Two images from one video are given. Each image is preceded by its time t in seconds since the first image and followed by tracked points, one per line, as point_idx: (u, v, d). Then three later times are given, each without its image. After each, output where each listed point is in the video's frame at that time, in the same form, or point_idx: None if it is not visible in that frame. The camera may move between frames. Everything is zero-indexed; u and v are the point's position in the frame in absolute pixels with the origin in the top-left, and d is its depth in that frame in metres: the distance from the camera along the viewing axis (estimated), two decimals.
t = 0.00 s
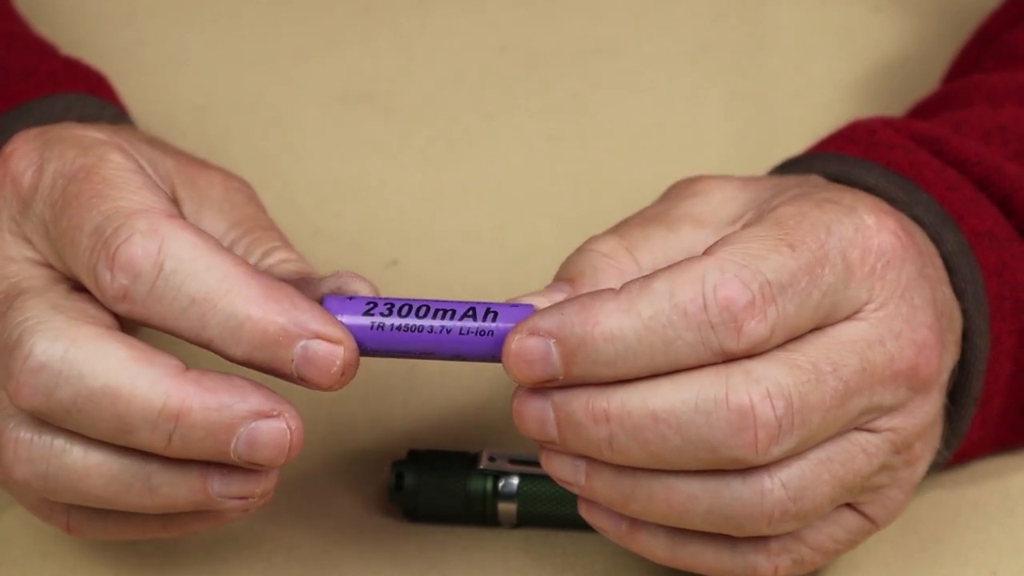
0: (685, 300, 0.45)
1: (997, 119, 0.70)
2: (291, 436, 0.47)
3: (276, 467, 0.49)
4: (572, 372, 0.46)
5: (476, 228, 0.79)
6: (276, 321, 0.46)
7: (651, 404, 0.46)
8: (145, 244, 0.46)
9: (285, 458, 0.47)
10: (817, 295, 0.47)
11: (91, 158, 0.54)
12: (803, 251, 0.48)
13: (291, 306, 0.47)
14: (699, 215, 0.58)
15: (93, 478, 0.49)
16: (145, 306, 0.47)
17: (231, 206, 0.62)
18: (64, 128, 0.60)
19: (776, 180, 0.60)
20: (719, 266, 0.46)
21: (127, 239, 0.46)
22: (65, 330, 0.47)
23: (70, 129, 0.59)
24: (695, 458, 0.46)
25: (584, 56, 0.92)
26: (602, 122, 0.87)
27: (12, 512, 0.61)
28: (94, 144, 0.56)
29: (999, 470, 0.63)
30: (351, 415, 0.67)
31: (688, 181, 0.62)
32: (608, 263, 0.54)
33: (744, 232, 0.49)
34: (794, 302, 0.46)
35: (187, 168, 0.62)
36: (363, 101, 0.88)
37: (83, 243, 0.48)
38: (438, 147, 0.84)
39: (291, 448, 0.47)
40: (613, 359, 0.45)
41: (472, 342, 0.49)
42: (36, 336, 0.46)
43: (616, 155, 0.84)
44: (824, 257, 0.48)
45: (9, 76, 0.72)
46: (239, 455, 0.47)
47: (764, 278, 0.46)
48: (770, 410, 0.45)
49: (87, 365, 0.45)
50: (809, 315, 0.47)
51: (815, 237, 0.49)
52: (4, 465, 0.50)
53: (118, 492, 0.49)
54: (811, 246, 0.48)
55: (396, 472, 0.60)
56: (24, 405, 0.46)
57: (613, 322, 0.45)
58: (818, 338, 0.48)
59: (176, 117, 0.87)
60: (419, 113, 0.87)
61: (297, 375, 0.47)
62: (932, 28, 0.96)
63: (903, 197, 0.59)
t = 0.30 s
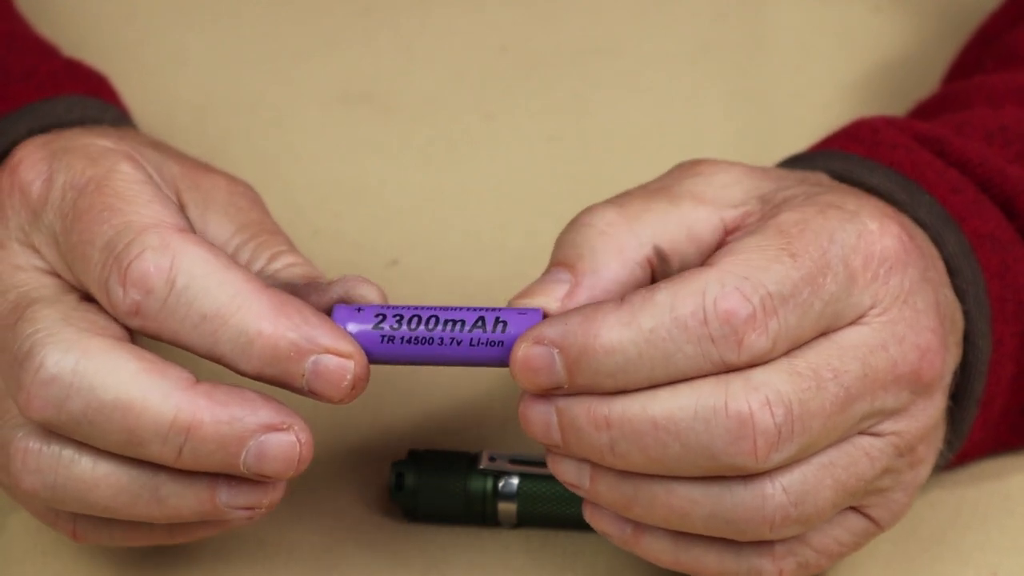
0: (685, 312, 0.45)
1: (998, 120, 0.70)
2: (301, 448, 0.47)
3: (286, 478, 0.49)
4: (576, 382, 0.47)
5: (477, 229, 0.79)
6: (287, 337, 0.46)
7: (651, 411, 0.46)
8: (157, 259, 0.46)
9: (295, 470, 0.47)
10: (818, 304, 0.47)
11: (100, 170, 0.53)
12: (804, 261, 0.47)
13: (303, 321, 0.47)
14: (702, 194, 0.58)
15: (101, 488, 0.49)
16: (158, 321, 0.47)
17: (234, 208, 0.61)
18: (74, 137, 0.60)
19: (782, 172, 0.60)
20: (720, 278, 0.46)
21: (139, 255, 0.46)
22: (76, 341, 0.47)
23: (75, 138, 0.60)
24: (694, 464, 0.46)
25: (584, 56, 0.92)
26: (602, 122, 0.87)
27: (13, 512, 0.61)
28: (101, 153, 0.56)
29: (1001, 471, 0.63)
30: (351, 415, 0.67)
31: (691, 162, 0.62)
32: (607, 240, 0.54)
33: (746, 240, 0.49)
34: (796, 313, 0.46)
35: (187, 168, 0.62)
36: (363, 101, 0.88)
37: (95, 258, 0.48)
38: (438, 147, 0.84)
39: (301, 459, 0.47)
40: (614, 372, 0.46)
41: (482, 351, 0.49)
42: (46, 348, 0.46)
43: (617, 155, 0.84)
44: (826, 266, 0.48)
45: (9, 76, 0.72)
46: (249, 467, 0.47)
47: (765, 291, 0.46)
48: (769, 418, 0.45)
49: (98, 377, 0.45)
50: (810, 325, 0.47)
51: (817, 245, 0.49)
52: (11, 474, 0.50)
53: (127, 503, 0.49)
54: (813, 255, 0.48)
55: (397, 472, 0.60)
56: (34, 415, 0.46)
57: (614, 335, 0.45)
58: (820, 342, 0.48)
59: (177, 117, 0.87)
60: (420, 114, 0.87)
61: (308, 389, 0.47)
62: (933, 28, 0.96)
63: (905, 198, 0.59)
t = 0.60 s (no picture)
0: (684, 320, 0.45)
1: (999, 120, 0.70)
2: (301, 447, 0.47)
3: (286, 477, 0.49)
4: (575, 388, 0.47)
5: (477, 229, 0.79)
6: (288, 336, 0.46)
7: (650, 416, 0.46)
8: (158, 259, 0.46)
9: (295, 469, 0.48)
10: (817, 310, 0.47)
11: (101, 170, 0.53)
12: (803, 267, 0.47)
13: (303, 321, 0.47)
14: (700, 194, 0.58)
15: (101, 487, 0.49)
16: (158, 320, 0.47)
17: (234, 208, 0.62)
18: (74, 137, 0.60)
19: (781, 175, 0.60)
20: (718, 285, 0.46)
21: (140, 254, 0.46)
22: (76, 339, 0.47)
23: (75, 138, 0.60)
24: (693, 468, 0.46)
25: (584, 56, 0.92)
26: (602, 122, 0.87)
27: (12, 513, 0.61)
28: (102, 153, 0.56)
29: (1000, 471, 0.63)
30: (351, 415, 0.67)
31: (690, 162, 0.62)
32: (606, 242, 0.54)
33: (745, 244, 0.49)
34: (794, 320, 0.46)
35: (186, 168, 0.62)
36: (363, 101, 0.88)
37: (95, 257, 0.48)
38: (438, 147, 0.85)
39: (301, 459, 0.47)
40: (612, 379, 0.46)
41: (484, 354, 0.49)
42: (46, 346, 0.46)
43: (617, 156, 0.84)
44: (824, 271, 0.48)
45: (9, 77, 0.72)
46: (248, 466, 0.47)
47: (764, 298, 0.46)
48: (767, 423, 0.45)
49: (99, 376, 0.45)
50: (809, 331, 0.47)
51: (815, 250, 0.49)
52: (11, 472, 0.50)
53: (127, 501, 0.49)
54: (811, 260, 0.48)
55: (396, 472, 0.60)
56: (34, 413, 0.46)
57: (613, 342, 0.45)
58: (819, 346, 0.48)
59: (177, 117, 0.87)
60: (420, 114, 0.87)
61: (307, 390, 0.48)
62: (932, 28, 0.96)
63: (905, 199, 0.59)
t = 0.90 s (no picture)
0: (691, 293, 0.45)
1: (998, 120, 0.70)
2: (304, 452, 0.48)
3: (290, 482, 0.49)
4: (582, 366, 0.46)
5: (477, 228, 0.79)
6: (289, 342, 0.47)
7: (633, 408, 0.46)
8: (160, 263, 0.46)
9: (299, 473, 0.48)
10: (823, 291, 0.47)
11: (107, 175, 0.53)
12: (809, 247, 0.48)
13: (304, 327, 0.47)
14: (699, 190, 0.58)
15: (107, 490, 0.49)
16: (158, 325, 0.47)
17: (239, 220, 0.62)
18: (80, 141, 0.60)
19: (780, 171, 0.60)
20: (726, 260, 0.46)
21: (141, 259, 0.46)
22: (80, 343, 0.47)
23: (82, 141, 0.60)
24: (675, 461, 0.46)
25: (584, 56, 0.92)
26: (603, 122, 0.87)
27: (13, 514, 0.61)
28: (109, 158, 0.56)
29: (998, 471, 0.63)
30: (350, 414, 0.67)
31: (690, 159, 0.62)
32: (607, 238, 0.54)
33: (750, 228, 0.50)
34: (802, 297, 0.46)
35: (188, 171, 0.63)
36: (363, 101, 0.88)
37: (97, 259, 0.49)
38: (438, 147, 0.85)
39: (304, 466, 0.48)
40: (619, 353, 0.45)
41: (481, 349, 0.49)
42: (49, 351, 0.46)
43: (616, 155, 0.84)
44: (829, 255, 0.48)
45: (9, 78, 0.73)
46: (251, 470, 0.47)
47: (772, 273, 0.46)
48: (750, 417, 0.45)
49: (103, 380, 0.46)
50: (815, 309, 0.47)
51: (820, 235, 0.49)
52: (16, 476, 0.50)
53: (132, 505, 0.49)
54: (816, 242, 0.48)
55: (396, 472, 0.60)
56: (37, 417, 0.46)
57: (621, 316, 0.45)
58: (810, 341, 0.48)
59: (177, 117, 0.87)
60: (419, 114, 0.87)
61: (308, 394, 0.48)
62: (933, 28, 0.96)
63: (903, 198, 0.59)
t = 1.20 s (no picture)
0: (701, 299, 0.45)
1: (1005, 122, 0.70)
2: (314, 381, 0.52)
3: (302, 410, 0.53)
4: (596, 358, 0.48)
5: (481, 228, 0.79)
6: (299, 297, 0.47)
7: (652, 404, 0.46)
8: (177, 206, 0.46)
9: (308, 401, 0.52)
10: (838, 300, 0.47)
11: (125, 134, 0.54)
12: (826, 255, 0.47)
13: (315, 284, 0.47)
14: (708, 202, 0.58)
15: (137, 447, 0.49)
16: (171, 271, 0.47)
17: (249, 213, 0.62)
18: (99, 111, 0.60)
19: (790, 179, 0.59)
20: (739, 267, 0.45)
21: (158, 202, 0.46)
22: (111, 305, 0.47)
23: (101, 112, 0.59)
24: (693, 458, 0.46)
25: (590, 55, 0.92)
26: (608, 122, 0.87)
27: (17, 507, 0.61)
28: (129, 125, 0.56)
29: (1000, 473, 0.63)
30: (353, 414, 0.67)
31: (696, 174, 0.61)
32: (609, 248, 0.55)
33: (768, 231, 0.49)
34: (814, 307, 0.46)
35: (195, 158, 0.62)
36: (369, 100, 0.88)
37: (112, 204, 0.48)
38: (444, 147, 0.85)
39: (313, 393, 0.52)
40: (630, 353, 0.46)
41: (485, 329, 0.49)
42: (80, 315, 0.46)
43: (618, 156, 0.84)
44: (847, 262, 0.47)
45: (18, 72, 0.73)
46: (272, 407, 0.51)
47: (784, 283, 0.45)
48: (770, 415, 0.45)
49: (142, 340, 0.46)
50: (828, 320, 0.47)
51: (839, 240, 0.48)
52: (37, 438, 0.50)
53: (161, 461, 0.50)
54: (835, 250, 0.47)
55: (397, 472, 0.60)
56: (69, 382, 0.46)
57: (632, 316, 0.46)
58: (830, 342, 0.48)
59: (183, 113, 0.87)
60: (422, 114, 0.87)
61: (311, 357, 0.48)
62: (938, 30, 0.96)
63: (916, 201, 0.59)
